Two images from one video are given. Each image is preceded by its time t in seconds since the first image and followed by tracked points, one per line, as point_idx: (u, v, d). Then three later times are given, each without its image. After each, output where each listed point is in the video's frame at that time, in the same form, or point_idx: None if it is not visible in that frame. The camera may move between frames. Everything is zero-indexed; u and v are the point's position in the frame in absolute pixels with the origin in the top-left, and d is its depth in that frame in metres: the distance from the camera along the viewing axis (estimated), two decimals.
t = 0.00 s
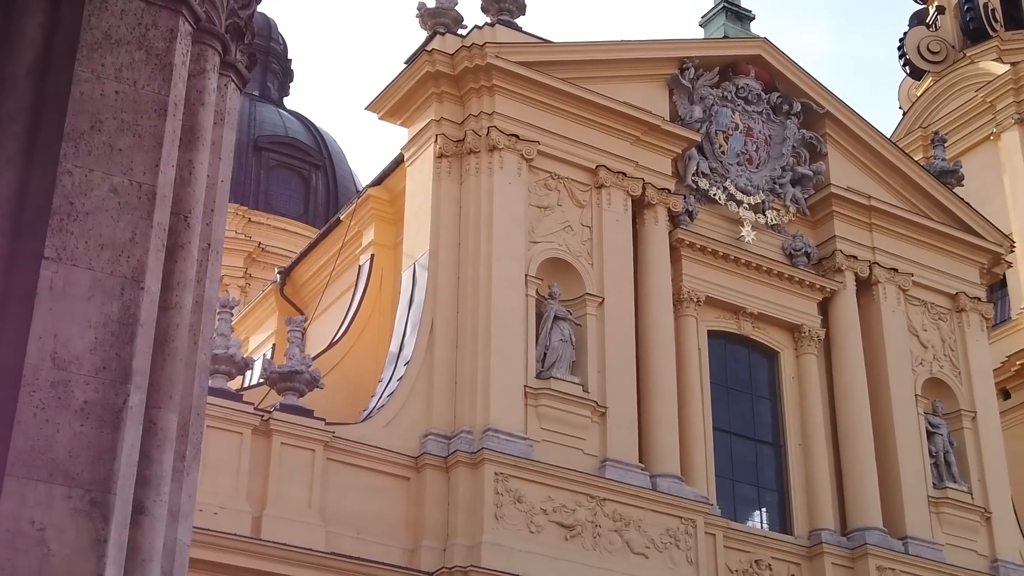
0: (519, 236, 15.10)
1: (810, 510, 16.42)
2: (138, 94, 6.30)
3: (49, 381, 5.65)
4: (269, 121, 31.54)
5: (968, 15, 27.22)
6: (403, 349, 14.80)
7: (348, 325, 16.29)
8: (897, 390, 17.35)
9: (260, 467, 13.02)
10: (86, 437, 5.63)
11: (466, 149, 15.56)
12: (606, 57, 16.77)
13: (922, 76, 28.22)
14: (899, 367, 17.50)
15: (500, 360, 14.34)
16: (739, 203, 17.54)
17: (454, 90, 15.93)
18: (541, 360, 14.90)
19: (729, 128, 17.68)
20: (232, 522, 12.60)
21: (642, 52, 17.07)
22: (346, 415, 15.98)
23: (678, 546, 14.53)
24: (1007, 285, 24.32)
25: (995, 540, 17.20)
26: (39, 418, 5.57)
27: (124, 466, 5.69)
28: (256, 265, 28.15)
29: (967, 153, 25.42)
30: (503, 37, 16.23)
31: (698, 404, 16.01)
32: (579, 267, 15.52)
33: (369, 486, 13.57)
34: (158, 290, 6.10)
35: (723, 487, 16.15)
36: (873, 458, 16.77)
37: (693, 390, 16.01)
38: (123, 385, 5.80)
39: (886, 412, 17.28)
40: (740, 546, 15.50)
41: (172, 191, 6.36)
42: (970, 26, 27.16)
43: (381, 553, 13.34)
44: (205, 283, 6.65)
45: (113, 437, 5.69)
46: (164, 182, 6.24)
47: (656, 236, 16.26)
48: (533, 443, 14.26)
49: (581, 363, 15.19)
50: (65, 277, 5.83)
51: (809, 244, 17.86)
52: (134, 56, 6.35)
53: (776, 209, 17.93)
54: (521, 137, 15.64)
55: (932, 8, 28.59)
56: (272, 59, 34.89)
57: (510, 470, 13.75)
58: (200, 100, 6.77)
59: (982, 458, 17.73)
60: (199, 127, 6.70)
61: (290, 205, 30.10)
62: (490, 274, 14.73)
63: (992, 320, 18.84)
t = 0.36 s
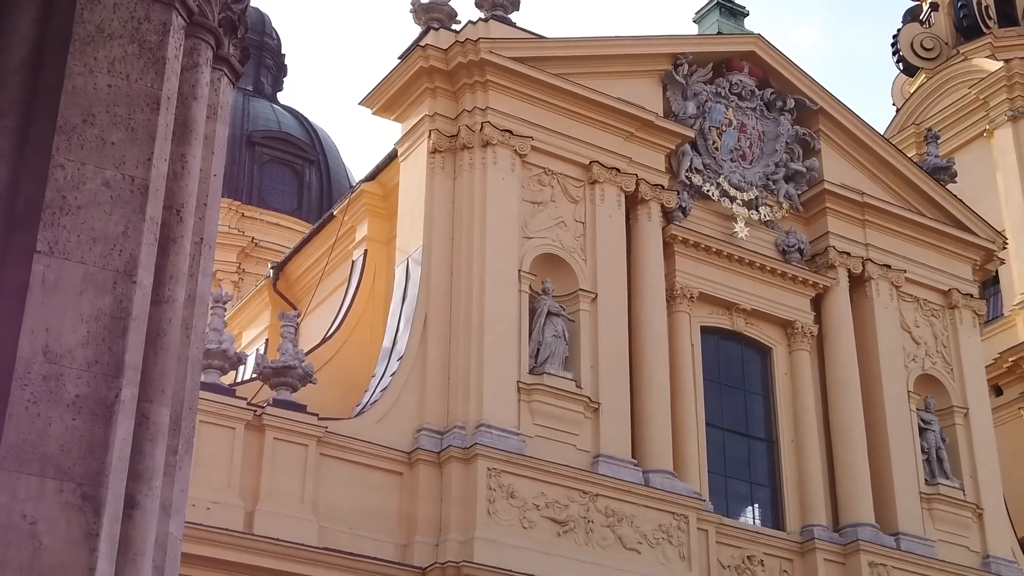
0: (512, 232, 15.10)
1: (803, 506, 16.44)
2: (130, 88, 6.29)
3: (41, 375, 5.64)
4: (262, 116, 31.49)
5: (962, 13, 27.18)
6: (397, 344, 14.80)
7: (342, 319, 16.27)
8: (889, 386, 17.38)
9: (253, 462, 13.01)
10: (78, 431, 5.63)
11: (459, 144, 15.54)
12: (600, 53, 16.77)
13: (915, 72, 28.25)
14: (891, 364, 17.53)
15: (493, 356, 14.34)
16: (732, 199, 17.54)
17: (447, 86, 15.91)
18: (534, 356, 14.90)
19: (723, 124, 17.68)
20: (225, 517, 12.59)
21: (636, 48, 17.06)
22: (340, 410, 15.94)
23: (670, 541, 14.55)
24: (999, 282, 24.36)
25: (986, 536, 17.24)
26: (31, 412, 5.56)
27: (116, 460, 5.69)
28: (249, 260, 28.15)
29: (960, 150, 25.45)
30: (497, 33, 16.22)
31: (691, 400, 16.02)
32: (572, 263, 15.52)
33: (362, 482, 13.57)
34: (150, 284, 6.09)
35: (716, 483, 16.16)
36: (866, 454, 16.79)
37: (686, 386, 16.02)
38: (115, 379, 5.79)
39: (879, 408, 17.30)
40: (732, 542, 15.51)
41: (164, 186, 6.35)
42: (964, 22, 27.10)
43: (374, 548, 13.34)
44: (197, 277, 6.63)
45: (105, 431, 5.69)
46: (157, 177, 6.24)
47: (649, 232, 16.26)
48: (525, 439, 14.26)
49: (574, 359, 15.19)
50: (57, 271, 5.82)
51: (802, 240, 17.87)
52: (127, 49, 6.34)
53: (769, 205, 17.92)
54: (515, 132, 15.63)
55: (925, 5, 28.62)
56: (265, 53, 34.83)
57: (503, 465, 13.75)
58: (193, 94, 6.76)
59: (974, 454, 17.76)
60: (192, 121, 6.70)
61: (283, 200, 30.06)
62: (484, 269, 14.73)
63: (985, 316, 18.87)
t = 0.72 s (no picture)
0: (506, 227, 15.10)
1: (795, 502, 16.47)
2: (123, 81, 6.28)
3: (33, 368, 5.64)
4: (255, 111, 31.44)
5: (955, 10, 27.40)
6: (390, 339, 14.79)
7: (335, 314, 16.29)
8: (882, 382, 17.40)
9: (245, 457, 13.00)
10: (70, 424, 5.63)
11: (453, 139, 15.54)
12: (594, 49, 16.77)
13: (909, 69, 28.28)
14: (884, 360, 17.56)
15: (486, 351, 14.34)
16: (726, 195, 17.54)
17: (441, 81, 15.91)
18: (527, 351, 14.90)
19: (716, 120, 17.69)
20: (218, 511, 12.59)
21: (630, 44, 17.06)
22: (332, 405, 15.97)
23: (663, 537, 14.56)
24: (992, 279, 24.40)
25: (978, 532, 17.28)
26: (23, 405, 5.56)
27: (108, 454, 5.69)
28: (242, 255, 28.15)
29: (953, 147, 25.48)
30: (491, 28, 16.21)
31: (684, 395, 16.04)
32: (565, 259, 15.52)
33: (354, 477, 13.57)
34: (142, 277, 6.09)
35: (708, 479, 16.18)
36: (858, 449, 16.82)
37: (679, 381, 16.04)
38: (108, 373, 5.79)
39: (871, 404, 17.32)
40: (725, 537, 15.53)
41: (157, 179, 6.35)
42: (957, 19, 27.37)
43: (367, 543, 13.34)
44: (190, 271, 6.62)
45: (97, 425, 5.69)
46: (149, 170, 6.23)
47: (643, 228, 16.26)
48: (518, 434, 14.26)
49: (566, 354, 15.20)
50: (50, 265, 5.82)
51: (795, 236, 17.88)
52: (120, 43, 6.33)
53: (762, 201, 17.94)
54: (509, 128, 15.62)
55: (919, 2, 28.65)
56: (259, 48, 34.79)
57: (496, 461, 13.76)
58: (185, 88, 6.76)
59: (966, 450, 17.79)
60: (185, 115, 6.69)
61: (277, 195, 30.04)
62: (477, 264, 14.73)
63: (977, 313, 18.89)
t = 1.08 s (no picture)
0: (498, 221, 15.09)
1: (786, 497, 16.49)
2: (115, 74, 6.27)
3: (23, 361, 5.63)
4: (248, 104, 31.38)
5: (948, 5, 27.41)
6: (382, 334, 14.79)
7: (327, 308, 16.24)
8: (873, 378, 17.43)
9: (237, 451, 12.99)
10: (61, 418, 5.62)
11: (446, 134, 15.53)
12: (587, 44, 16.77)
13: (902, 65, 28.31)
14: (875, 356, 17.59)
15: (478, 345, 14.34)
16: (718, 190, 17.55)
17: (434, 75, 15.90)
18: (519, 346, 14.91)
19: (709, 115, 17.69)
20: (209, 505, 12.57)
21: (623, 38, 17.05)
22: (323, 400, 15.94)
23: (654, 531, 14.58)
24: (983, 274, 24.44)
25: (968, 527, 17.32)
26: (14, 398, 5.55)
27: (99, 446, 5.68)
28: (234, 249, 28.19)
29: (945, 143, 25.55)
30: (484, 22, 16.20)
31: (676, 390, 16.05)
32: (558, 253, 15.53)
33: (346, 471, 13.58)
34: (134, 271, 6.08)
35: (700, 473, 16.20)
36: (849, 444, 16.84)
37: (670, 376, 16.05)
38: (99, 365, 5.79)
39: (863, 400, 17.35)
40: (716, 532, 15.55)
41: (149, 173, 6.34)
42: (949, 15, 27.34)
43: (358, 537, 13.34)
44: (181, 265, 6.61)
45: (88, 418, 5.68)
46: (141, 163, 6.22)
47: (635, 223, 16.27)
48: (510, 428, 14.27)
49: (558, 349, 15.21)
50: (41, 257, 5.81)
51: (787, 232, 17.90)
52: (111, 35, 6.32)
53: (754, 196, 17.95)
54: (501, 122, 15.62)
55: None
56: (251, 42, 34.72)
57: (488, 455, 13.77)
58: (177, 81, 6.75)
59: (956, 446, 17.83)
60: (177, 108, 6.68)
61: (269, 189, 30.01)
62: (470, 259, 14.73)
63: (968, 309, 18.93)
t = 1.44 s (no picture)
0: (490, 216, 15.09)
1: (777, 491, 16.52)
2: (106, 67, 6.26)
3: (14, 353, 5.63)
4: (240, 98, 31.34)
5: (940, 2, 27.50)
6: (373, 328, 14.79)
7: (318, 303, 16.25)
8: (864, 373, 17.47)
9: (227, 445, 12.99)
10: (51, 410, 5.62)
11: (438, 128, 15.51)
12: (579, 39, 16.76)
13: (893, 60, 28.34)
14: (866, 351, 17.62)
15: (470, 339, 14.35)
16: (710, 185, 17.57)
17: (426, 69, 15.89)
18: (511, 340, 14.92)
19: (701, 110, 17.70)
20: (200, 499, 12.56)
21: (615, 33, 17.05)
22: (315, 394, 15.95)
23: (645, 526, 14.60)
24: (974, 270, 24.49)
25: (958, 522, 17.37)
26: (4, 391, 5.55)
27: (90, 439, 5.68)
28: (226, 243, 28.15)
29: (937, 138, 25.58)
30: (476, 16, 16.18)
31: (667, 385, 16.07)
32: (549, 248, 15.53)
33: (338, 465, 13.58)
34: (125, 264, 6.08)
35: (691, 468, 16.23)
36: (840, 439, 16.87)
37: (662, 371, 16.06)
38: (89, 358, 5.78)
39: (854, 395, 17.39)
40: (707, 526, 15.57)
41: (139, 165, 6.33)
42: (942, 11, 27.41)
43: (349, 531, 13.34)
44: (172, 257, 6.60)
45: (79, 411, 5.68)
46: (132, 156, 6.22)
47: (627, 217, 16.28)
48: (501, 423, 14.28)
49: (550, 343, 15.22)
50: (32, 250, 5.80)
51: (779, 227, 17.91)
52: (102, 27, 6.32)
53: (746, 191, 17.97)
54: (493, 116, 15.60)
55: None
56: (243, 35, 34.66)
57: (479, 449, 13.78)
58: (168, 73, 6.74)
59: (947, 441, 17.87)
60: (168, 100, 6.67)
61: (261, 182, 29.98)
62: (461, 253, 14.73)
63: (959, 304, 18.97)
